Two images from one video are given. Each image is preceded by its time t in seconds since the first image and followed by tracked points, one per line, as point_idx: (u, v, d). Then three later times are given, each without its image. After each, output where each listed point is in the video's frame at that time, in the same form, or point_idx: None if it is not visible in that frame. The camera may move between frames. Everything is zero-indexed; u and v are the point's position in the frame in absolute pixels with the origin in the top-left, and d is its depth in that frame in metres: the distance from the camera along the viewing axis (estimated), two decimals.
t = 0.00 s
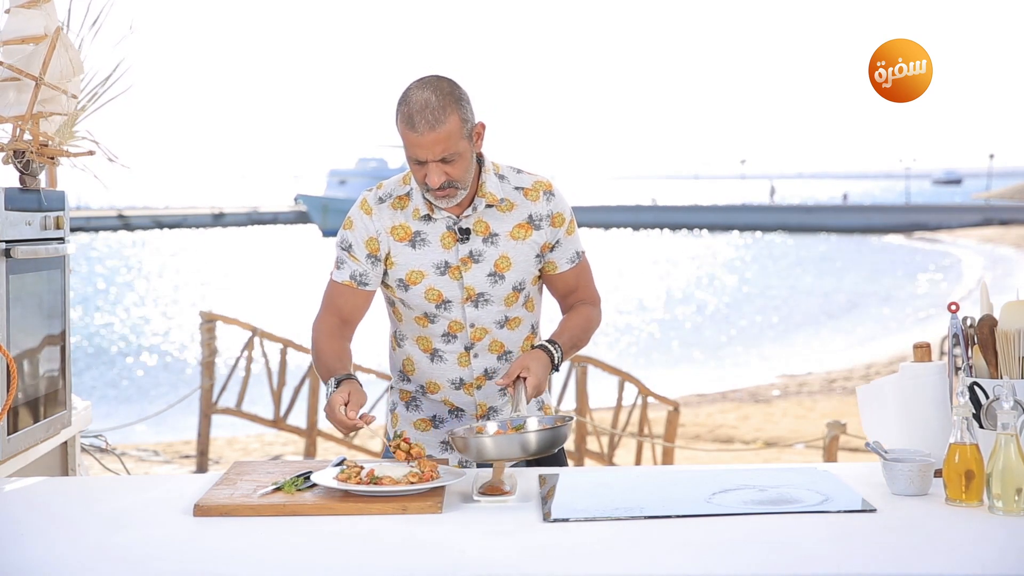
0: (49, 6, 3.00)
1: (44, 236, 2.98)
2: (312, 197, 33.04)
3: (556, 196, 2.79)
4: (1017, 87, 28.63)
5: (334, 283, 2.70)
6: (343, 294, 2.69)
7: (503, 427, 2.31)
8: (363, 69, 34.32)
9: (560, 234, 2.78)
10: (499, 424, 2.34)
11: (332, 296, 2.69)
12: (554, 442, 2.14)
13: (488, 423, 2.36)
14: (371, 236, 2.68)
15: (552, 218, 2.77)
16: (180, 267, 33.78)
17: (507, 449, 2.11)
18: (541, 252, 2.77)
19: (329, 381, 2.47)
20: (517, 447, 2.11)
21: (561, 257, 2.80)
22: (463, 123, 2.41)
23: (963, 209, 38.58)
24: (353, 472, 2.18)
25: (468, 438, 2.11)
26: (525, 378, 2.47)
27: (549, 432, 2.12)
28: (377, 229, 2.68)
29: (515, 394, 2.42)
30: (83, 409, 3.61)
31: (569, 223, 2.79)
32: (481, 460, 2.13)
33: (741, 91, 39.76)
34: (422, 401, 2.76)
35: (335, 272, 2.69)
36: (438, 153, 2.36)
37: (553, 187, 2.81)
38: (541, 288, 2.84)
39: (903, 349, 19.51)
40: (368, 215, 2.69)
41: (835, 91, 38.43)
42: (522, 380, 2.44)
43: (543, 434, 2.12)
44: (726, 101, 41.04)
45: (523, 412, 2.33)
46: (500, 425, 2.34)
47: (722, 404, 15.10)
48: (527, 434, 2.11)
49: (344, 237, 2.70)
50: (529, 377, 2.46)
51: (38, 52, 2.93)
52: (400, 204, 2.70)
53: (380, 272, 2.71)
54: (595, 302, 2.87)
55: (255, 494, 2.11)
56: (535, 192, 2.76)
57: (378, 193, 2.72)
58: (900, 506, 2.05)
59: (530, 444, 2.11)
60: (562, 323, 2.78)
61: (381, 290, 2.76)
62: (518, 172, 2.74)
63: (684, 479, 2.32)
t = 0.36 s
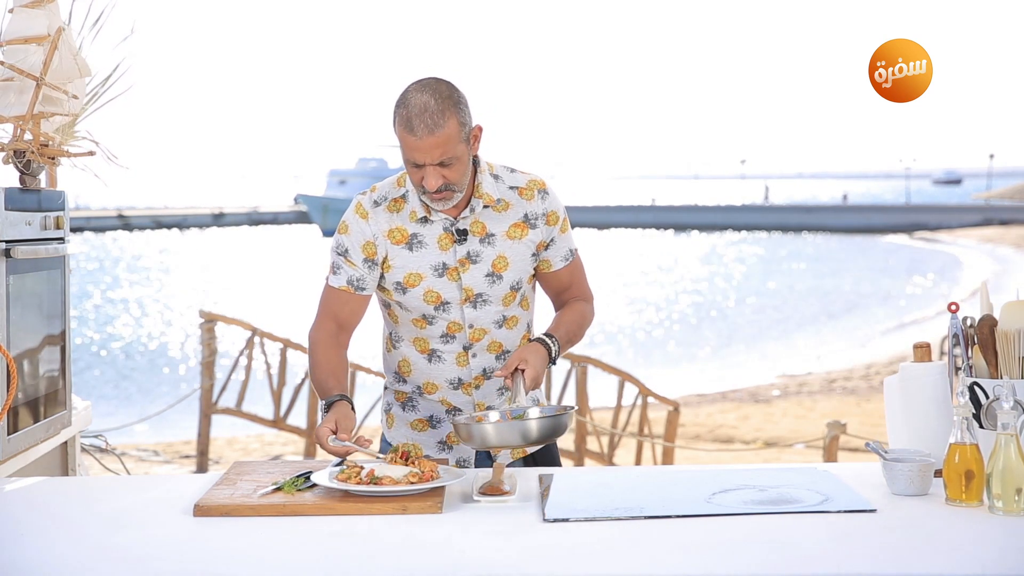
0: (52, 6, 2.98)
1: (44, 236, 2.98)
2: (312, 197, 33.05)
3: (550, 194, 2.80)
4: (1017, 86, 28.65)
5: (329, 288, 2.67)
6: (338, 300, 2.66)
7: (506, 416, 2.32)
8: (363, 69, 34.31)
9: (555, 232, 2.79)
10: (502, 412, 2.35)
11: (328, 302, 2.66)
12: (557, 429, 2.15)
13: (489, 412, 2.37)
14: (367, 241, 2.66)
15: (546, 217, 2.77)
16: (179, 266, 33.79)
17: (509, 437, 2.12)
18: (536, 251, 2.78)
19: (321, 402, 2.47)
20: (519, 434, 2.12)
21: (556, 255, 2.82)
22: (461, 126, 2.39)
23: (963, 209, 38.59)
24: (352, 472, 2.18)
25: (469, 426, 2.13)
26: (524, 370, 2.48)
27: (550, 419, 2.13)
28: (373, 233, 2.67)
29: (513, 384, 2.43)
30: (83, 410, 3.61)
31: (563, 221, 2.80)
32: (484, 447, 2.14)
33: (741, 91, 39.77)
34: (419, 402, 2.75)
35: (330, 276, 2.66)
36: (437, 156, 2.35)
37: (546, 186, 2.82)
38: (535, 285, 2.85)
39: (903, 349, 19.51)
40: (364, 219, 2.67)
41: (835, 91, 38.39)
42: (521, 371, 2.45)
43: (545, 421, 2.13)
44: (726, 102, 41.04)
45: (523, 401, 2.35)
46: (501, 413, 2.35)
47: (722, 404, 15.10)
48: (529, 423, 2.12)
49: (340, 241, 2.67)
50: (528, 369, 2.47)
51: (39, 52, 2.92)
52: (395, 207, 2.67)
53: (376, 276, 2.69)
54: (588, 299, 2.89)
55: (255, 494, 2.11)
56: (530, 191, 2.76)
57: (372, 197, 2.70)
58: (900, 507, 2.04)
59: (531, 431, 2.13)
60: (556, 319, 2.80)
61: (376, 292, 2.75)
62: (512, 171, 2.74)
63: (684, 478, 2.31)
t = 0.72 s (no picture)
0: (51, 6, 2.98)
1: (44, 236, 2.98)
2: (312, 197, 33.02)
3: (543, 194, 2.78)
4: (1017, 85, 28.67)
5: (321, 288, 2.66)
6: (331, 300, 2.65)
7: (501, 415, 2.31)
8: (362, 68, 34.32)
9: (548, 231, 2.78)
10: (496, 412, 2.35)
11: (320, 302, 2.66)
12: (549, 431, 2.15)
13: (482, 411, 2.36)
14: (360, 242, 2.65)
15: (539, 216, 2.76)
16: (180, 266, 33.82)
17: (504, 438, 2.12)
18: (529, 250, 2.77)
19: (316, 396, 2.47)
20: (512, 436, 2.11)
21: (549, 254, 2.80)
22: (452, 128, 2.37)
23: (963, 208, 38.55)
24: (353, 472, 2.18)
25: (461, 428, 2.13)
26: (518, 369, 2.47)
27: (542, 422, 2.13)
28: (364, 235, 2.65)
29: (506, 383, 2.42)
30: (83, 410, 3.61)
31: (555, 220, 2.79)
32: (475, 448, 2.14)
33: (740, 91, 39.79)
34: (412, 401, 2.74)
35: (322, 277, 2.66)
36: (427, 158, 2.31)
37: (539, 185, 2.80)
38: (529, 284, 2.83)
39: (903, 349, 19.50)
40: (356, 220, 2.66)
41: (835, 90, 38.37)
42: (514, 370, 2.45)
43: (537, 423, 2.12)
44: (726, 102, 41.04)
45: (513, 398, 2.36)
46: (493, 413, 2.35)
47: (722, 404, 15.10)
48: (522, 423, 2.12)
49: (332, 243, 2.66)
50: (521, 368, 2.47)
51: (37, 51, 2.92)
52: (388, 208, 2.66)
53: (368, 277, 2.68)
54: (582, 296, 2.89)
55: (255, 493, 2.11)
56: (522, 190, 2.75)
57: (364, 197, 2.69)
58: (900, 507, 2.04)
59: (524, 433, 2.12)
60: (550, 317, 2.80)
61: (369, 292, 2.74)
62: (504, 171, 2.73)
63: (684, 478, 2.31)
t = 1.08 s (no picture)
0: (44, 6, 2.97)
1: (44, 236, 2.98)
2: (312, 197, 33.00)
3: (537, 193, 2.78)
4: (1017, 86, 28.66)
5: (314, 288, 2.66)
6: (323, 300, 2.65)
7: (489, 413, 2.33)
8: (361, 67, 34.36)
9: (543, 231, 2.77)
10: (484, 410, 2.36)
11: (312, 301, 2.66)
12: (540, 427, 2.15)
13: (473, 408, 2.37)
14: (353, 241, 2.64)
15: (533, 216, 2.75)
16: (180, 266, 33.83)
17: (496, 435, 2.12)
18: (523, 250, 2.76)
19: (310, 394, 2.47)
20: (504, 431, 2.12)
21: (543, 254, 2.80)
22: (446, 130, 2.36)
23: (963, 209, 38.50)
24: (353, 471, 2.17)
25: (452, 424, 2.13)
26: (511, 366, 2.48)
27: (534, 417, 2.13)
28: (358, 234, 2.64)
29: (499, 380, 2.44)
30: (83, 410, 3.61)
31: (550, 220, 2.78)
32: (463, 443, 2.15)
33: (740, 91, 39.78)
34: (406, 401, 2.74)
35: (316, 277, 2.65)
36: (421, 159, 2.31)
37: (534, 184, 2.80)
38: (523, 284, 2.83)
39: (903, 349, 19.48)
40: (348, 220, 2.65)
41: (835, 90, 38.34)
42: (507, 368, 2.46)
43: (528, 419, 2.13)
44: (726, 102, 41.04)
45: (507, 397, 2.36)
46: (486, 411, 2.36)
47: (722, 404, 15.10)
48: (514, 419, 2.12)
49: (324, 242, 2.66)
50: (514, 365, 2.48)
51: (37, 52, 2.92)
52: (381, 207, 2.65)
53: (361, 277, 2.67)
54: (576, 296, 2.88)
55: (255, 493, 2.11)
56: (516, 190, 2.74)
57: (358, 197, 2.68)
58: (901, 506, 2.04)
59: (514, 429, 2.12)
60: (544, 317, 2.79)
61: (362, 291, 2.73)
62: (498, 171, 2.72)
63: (683, 478, 2.31)
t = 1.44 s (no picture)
0: (46, 6, 2.95)
1: (44, 236, 2.98)
2: (312, 198, 32.99)
3: (529, 193, 2.78)
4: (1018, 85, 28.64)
5: (308, 292, 2.66)
6: (317, 303, 2.64)
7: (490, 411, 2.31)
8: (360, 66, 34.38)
9: (535, 230, 2.78)
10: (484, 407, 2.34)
11: (307, 305, 2.65)
12: (536, 428, 2.15)
13: (470, 407, 2.37)
14: (345, 245, 2.63)
15: (526, 215, 2.76)
16: (180, 267, 33.82)
17: (494, 434, 2.12)
18: (517, 249, 2.76)
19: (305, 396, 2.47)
20: (502, 430, 2.12)
21: (536, 253, 2.80)
22: (440, 132, 2.35)
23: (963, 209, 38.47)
24: (353, 472, 2.17)
25: (449, 425, 2.13)
26: (507, 366, 2.48)
27: (531, 417, 2.13)
28: (351, 238, 2.63)
29: (495, 381, 2.44)
30: (83, 410, 3.61)
31: (543, 219, 2.78)
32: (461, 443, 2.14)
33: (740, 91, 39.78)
34: (402, 402, 2.74)
35: (310, 280, 2.65)
36: (416, 162, 2.30)
37: (526, 184, 2.80)
38: (516, 284, 2.84)
39: (903, 350, 19.46)
40: (341, 224, 2.64)
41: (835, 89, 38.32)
42: (503, 368, 2.46)
43: (525, 419, 2.12)
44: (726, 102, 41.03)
45: (502, 397, 2.37)
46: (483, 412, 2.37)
47: (722, 404, 15.10)
48: (511, 419, 2.11)
49: (318, 247, 2.65)
50: (510, 365, 2.48)
51: (38, 52, 2.91)
52: (374, 211, 2.64)
53: (355, 281, 2.66)
54: (570, 295, 2.88)
55: (255, 494, 2.11)
56: (509, 189, 2.74)
57: (350, 201, 2.67)
58: (902, 507, 2.04)
59: (512, 428, 2.12)
60: (538, 315, 2.79)
61: (357, 294, 2.72)
62: (490, 170, 2.72)
63: (682, 479, 2.31)
